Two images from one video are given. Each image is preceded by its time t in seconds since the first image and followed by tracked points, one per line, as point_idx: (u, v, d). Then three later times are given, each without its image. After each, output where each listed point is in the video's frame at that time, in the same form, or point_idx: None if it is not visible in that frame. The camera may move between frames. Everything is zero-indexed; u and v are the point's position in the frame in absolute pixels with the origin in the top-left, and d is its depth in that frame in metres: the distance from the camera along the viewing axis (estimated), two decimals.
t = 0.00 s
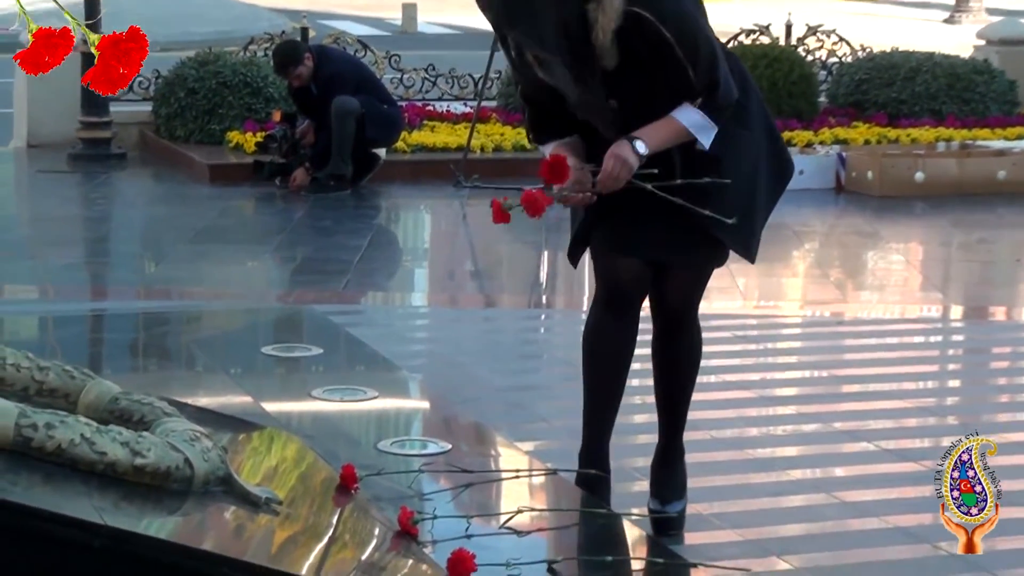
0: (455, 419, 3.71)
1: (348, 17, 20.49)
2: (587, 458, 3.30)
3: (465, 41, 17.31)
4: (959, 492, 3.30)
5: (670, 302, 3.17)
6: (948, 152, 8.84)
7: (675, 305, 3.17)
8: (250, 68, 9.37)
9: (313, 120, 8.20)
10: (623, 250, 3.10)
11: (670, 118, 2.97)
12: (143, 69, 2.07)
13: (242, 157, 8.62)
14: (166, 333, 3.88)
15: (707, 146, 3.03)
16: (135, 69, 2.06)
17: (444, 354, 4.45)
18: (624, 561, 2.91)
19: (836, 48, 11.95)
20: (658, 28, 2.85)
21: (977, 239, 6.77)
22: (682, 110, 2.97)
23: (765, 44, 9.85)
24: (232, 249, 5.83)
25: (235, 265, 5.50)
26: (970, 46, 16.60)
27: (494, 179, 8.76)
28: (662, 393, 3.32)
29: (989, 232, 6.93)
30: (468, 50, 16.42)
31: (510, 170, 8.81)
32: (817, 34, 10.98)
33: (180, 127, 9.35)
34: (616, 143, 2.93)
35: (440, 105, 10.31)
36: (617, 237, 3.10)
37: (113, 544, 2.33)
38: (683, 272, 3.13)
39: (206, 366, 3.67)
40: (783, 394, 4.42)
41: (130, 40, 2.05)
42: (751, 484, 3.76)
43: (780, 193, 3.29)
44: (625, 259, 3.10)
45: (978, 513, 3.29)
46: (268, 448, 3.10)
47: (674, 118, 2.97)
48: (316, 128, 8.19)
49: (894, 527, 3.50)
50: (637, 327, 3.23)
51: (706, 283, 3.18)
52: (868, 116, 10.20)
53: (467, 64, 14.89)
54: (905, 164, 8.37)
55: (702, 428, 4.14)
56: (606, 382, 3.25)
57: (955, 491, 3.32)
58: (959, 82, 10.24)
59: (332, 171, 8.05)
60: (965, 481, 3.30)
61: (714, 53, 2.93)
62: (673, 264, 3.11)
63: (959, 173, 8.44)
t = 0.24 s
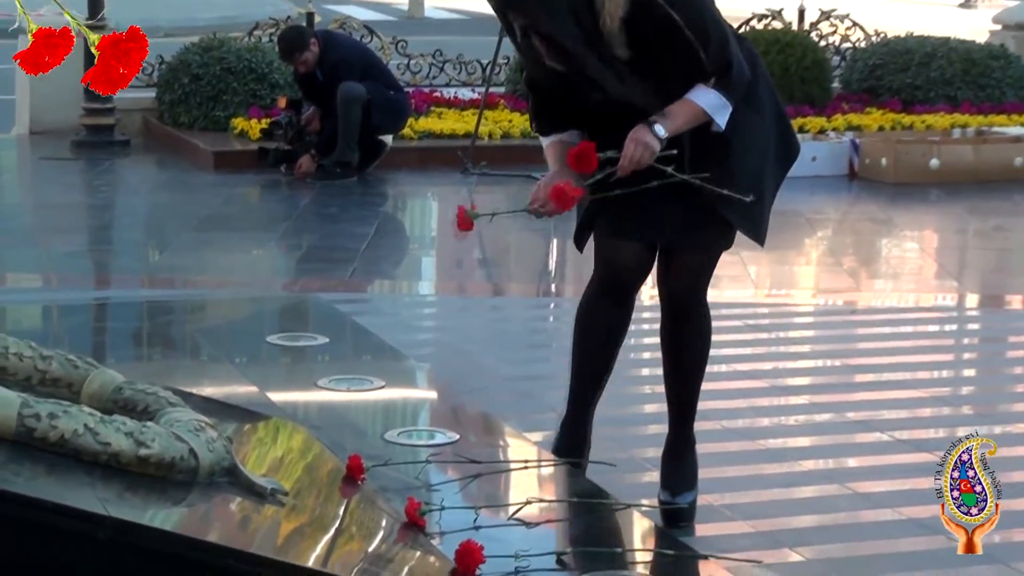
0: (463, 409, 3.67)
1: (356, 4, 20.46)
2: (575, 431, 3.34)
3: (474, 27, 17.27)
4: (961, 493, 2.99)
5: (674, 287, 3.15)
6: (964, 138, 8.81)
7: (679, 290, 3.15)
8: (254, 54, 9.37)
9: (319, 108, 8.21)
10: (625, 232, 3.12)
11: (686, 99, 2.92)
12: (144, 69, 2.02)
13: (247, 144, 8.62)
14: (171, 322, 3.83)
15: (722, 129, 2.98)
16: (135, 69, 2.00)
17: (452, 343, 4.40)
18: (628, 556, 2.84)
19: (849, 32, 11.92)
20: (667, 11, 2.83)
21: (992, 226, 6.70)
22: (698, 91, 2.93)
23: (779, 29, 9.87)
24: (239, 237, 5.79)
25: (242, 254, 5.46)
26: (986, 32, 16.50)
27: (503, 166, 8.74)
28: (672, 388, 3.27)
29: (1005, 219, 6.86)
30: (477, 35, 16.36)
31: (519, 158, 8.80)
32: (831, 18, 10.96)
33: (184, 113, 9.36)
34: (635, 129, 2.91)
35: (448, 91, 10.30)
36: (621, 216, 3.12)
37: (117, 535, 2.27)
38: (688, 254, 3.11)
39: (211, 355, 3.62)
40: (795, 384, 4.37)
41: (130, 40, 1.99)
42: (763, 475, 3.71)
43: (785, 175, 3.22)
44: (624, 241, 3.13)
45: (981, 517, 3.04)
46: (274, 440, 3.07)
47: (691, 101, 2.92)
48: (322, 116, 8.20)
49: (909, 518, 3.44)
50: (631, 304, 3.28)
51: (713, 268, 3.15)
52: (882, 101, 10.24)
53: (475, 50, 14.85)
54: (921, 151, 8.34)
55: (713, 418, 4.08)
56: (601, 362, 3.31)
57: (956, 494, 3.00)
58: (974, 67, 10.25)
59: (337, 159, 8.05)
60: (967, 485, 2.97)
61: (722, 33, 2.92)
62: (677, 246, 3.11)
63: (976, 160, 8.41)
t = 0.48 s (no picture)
0: (470, 398, 3.61)
1: None
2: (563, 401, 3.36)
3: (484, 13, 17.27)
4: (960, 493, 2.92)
5: (669, 276, 3.11)
6: (980, 123, 8.88)
7: (675, 279, 3.10)
8: (258, 38, 9.46)
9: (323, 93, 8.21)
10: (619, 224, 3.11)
11: (695, 87, 2.86)
12: (144, 69, 1.97)
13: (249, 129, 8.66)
14: (174, 310, 3.79)
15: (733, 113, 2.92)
16: (135, 70, 1.96)
17: (459, 332, 4.35)
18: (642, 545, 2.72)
19: (863, 18, 11.91)
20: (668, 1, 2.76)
21: (1006, 213, 6.64)
22: (706, 77, 2.87)
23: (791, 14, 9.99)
24: (246, 225, 5.75)
25: (248, 242, 5.42)
26: (1002, 15, 16.38)
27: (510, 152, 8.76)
28: (675, 379, 3.21)
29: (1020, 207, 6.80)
30: (487, 20, 16.36)
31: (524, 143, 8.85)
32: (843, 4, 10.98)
33: (186, 98, 9.44)
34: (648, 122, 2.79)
35: (455, 76, 10.33)
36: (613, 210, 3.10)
37: (120, 526, 2.22)
38: (682, 242, 3.06)
39: (215, 344, 3.58)
40: (807, 372, 4.31)
41: (130, 40, 1.95)
42: (775, 465, 3.65)
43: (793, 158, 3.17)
44: (617, 234, 3.13)
45: (984, 517, 2.96)
46: (278, 430, 3.03)
47: (700, 87, 2.86)
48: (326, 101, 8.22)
49: (922, 509, 3.38)
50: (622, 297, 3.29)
51: (710, 255, 3.09)
52: (897, 86, 10.40)
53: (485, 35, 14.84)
54: (936, 137, 8.40)
55: (723, 408, 4.03)
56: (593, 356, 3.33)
57: (957, 495, 2.94)
58: (989, 52, 10.39)
59: (342, 145, 8.07)
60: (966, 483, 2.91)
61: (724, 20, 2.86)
62: (669, 235, 3.07)
63: (991, 145, 8.47)
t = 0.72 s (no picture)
0: (476, 387, 3.57)
1: None
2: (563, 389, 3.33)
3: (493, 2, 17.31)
4: (956, 492, 2.91)
5: (661, 264, 3.04)
6: (992, 109, 9.05)
7: (667, 267, 3.04)
8: (262, 22, 9.71)
9: (328, 78, 8.25)
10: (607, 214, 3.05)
11: (689, 87, 2.77)
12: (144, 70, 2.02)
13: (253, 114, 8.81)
14: (177, 297, 3.75)
15: (727, 109, 2.85)
16: (135, 69, 2.01)
17: (465, 319, 4.31)
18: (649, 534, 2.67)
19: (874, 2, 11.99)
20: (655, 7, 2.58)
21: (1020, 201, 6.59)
22: (700, 77, 2.77)
23: None
24: (251, 214, 5.70)
25: (254, 231, 5.38)
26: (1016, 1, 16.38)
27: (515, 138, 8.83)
28: (676, 366, 3.16)
29: None
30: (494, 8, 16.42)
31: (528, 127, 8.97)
32: None
33: (189, 83, 9.74)
34: (645, 126, 2.75)
35: (458, 61, 10.47)
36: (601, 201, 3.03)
37: (121, 516, 2.12)
38: (671, 230, 2.99)
39: (218, 331, 3.53)
40: (818, 360, 4.25)
41: (131, 41, 2.00)
42: (786, 454, 3.60)
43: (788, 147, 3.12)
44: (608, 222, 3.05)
45: (982, 518, 2.93)
46: (281, 418, 2.97)
47: (694, 87, 2.77)
48: (330, 86, 8.25)
49: (935, 499, 3.33)
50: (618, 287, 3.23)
51: (702, 241, 3.02)
52: (910, 71, 10.68)
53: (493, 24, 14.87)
54: (949, 122, 8.56)
55: (733, 396, 3.97)
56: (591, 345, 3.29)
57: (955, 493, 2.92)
58: (1003, 37, 10.64)
59: (347, 130, 8.13)
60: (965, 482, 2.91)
61: (710, 16, 2.72)
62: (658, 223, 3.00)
63: (1005, 130, 8.63)
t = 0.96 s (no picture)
0: (481, 373, 3.52)
1: None
2: (562, 383, 3.29)
3: None
4: (957, 490, 2.87)
5: (659, 251, 2.99)
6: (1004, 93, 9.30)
7: (665, 254, 2.99)
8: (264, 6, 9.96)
9: (331, 61, 8.46)
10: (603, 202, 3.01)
11: (678, 91, 2.73)
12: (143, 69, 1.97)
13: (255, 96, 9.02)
14: (179, 282, 3.71)
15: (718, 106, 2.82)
16: (135, 69, 1.96)
17: (470, 306, 4.27)
18: (660, 523, 2.61)
19: None
20: (635, 14, 2.60)
21: None
22: (689, 79, 2.74)
23: None
24: (256, 201, 5.66)
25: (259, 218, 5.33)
26: None
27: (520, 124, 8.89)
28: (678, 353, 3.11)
29: None
30: None
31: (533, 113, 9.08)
32: None
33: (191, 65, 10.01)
34: (636, 134, 2.69)
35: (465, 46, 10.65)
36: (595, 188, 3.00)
37: (123, 504, 2.06)
38: (668, 215, 2.95)
39: (220, 317, 3.49)
40: (828, 347, 4.19)
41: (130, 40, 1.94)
42: (795, 442, 3.54)
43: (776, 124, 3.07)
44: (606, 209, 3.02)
45: (980, 514, 2.85)
46: (285, 406, 2.92)
47: (683, 91, 2.73)
48: (334, 69, 8.48)
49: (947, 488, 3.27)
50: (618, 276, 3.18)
51: (701, 225, 2.97)
52: (922, 53, 11.07)
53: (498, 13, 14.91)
54: (963, 106, 8.81)
55: (742, 383, 3.92)
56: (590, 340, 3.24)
57: (954, 489, 2.87)
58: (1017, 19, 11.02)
59: (351, 114, 8.23)
60: (964, 480, 2.85)
61: (692, 16, 2.72)
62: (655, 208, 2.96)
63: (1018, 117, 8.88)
